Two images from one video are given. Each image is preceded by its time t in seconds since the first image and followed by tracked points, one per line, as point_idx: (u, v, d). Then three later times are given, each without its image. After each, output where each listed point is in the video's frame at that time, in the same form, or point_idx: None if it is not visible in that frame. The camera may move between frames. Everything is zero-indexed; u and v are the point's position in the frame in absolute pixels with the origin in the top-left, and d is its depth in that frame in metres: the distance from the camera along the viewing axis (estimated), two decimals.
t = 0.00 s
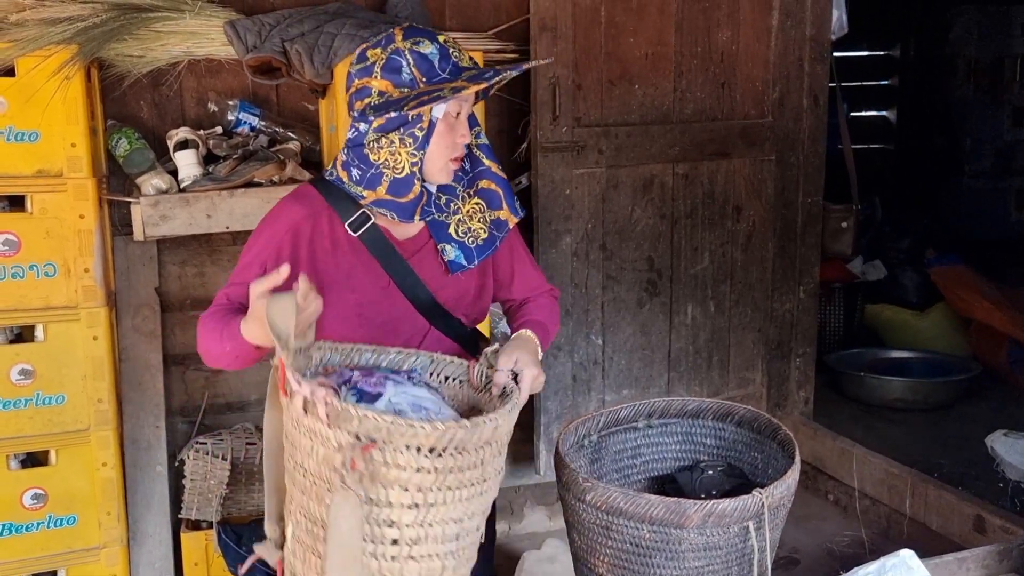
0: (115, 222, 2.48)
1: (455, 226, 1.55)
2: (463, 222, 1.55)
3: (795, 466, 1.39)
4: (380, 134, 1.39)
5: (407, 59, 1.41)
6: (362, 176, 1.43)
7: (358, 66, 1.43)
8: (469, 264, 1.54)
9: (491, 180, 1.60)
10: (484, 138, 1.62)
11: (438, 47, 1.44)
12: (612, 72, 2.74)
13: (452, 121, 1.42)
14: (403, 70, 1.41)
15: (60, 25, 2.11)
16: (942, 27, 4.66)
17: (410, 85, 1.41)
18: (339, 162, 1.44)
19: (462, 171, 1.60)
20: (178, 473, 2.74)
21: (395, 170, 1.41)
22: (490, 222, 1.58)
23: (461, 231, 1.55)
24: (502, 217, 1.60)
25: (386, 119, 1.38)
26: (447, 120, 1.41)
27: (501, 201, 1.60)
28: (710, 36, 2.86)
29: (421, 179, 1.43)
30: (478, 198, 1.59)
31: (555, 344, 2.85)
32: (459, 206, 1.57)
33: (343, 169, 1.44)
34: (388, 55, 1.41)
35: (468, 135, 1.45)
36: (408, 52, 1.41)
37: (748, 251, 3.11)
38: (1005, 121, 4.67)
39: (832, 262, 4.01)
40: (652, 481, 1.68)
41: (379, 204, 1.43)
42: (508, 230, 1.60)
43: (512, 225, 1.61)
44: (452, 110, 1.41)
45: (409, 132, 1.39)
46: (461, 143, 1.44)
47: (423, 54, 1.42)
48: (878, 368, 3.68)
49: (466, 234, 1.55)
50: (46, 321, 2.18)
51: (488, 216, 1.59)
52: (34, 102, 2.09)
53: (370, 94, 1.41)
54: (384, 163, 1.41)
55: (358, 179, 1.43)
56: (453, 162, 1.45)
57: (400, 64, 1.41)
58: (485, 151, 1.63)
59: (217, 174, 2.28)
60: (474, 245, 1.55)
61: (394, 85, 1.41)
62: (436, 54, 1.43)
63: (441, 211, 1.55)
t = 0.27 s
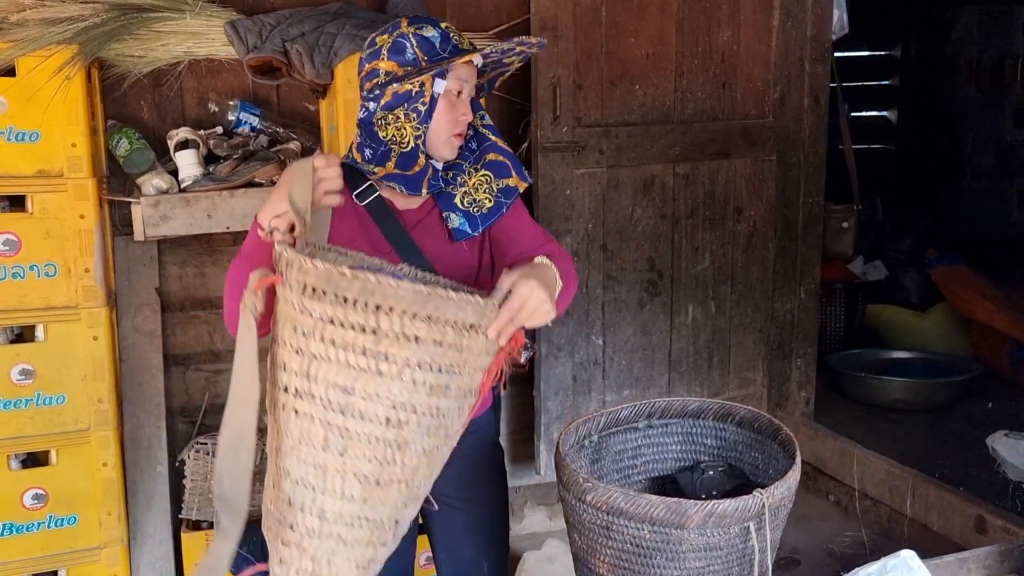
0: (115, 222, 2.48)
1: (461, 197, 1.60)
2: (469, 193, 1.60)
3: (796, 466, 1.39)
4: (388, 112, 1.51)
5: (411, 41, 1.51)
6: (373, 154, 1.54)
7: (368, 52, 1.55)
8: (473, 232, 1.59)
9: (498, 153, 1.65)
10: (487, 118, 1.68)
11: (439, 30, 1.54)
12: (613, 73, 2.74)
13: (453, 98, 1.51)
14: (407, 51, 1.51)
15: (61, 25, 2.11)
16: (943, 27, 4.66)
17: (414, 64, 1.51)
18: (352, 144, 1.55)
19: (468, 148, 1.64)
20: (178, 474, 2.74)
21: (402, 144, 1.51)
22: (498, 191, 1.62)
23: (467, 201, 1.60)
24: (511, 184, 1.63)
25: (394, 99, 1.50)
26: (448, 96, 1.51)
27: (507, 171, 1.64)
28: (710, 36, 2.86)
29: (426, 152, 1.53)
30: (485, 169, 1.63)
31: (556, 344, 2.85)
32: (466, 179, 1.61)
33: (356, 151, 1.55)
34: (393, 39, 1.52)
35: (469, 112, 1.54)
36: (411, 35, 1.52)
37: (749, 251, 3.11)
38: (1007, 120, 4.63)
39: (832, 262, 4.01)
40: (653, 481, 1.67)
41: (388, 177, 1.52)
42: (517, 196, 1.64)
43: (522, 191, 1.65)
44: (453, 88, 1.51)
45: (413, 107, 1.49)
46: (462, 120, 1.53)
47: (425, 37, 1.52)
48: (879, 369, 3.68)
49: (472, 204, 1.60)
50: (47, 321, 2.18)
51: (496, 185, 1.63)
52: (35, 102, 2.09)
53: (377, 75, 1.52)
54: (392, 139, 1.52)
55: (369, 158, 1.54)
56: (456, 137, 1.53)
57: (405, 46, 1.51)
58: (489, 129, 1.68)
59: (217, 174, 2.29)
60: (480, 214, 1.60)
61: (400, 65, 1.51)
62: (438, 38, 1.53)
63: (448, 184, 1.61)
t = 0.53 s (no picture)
0: (117, 224, 2.48)
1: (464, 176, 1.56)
2: (471, 171, 1.55)
3: (798, 470, 1.39)
4: (405, 108, 1.56)
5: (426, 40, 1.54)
6: (393, 151, 1.61)
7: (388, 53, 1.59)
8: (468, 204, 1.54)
9: (507, 141, 1.57)
10: (503, 114, 1.64)
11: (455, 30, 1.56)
12: (615, 75, 2.74)
13: (466, 93, 1.55)
14: (422, 48, 1.53)
15: (63, 27, 2.10)
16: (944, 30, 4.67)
17: (427, 61, 1.53)
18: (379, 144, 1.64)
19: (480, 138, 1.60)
20: (180, 476, 2.74)
21: (416, 138, 1.56)
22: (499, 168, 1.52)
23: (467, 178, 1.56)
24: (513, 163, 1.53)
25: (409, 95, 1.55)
26: (461, 90, 1.54)
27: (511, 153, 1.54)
28: (712, 39, 2.86)
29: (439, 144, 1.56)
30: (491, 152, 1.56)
31: (558, 346, 2.85)
32: (472, 164, 1.56)
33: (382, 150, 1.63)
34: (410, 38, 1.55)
35: (483, 107, 1.56)
36: (426, 34, 1.54)
37: (751, 254, 3.10)
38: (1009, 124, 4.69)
39: (835, 265, 4.00)
40: (654, 484, 1.67)
41: (404, 169, 1.59)
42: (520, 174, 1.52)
43: (524, 172, 1.53)
44: (466, 84, 1.55)
45: (426, 101, 1.53)
46: (475, 114, 1.55)
47: (439, 36, 1.54)
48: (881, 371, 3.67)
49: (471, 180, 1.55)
50: (49, 323, 2.18)
51: (498, 164, 1.53)
52: (37, 104, 2.09)
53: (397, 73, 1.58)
54: (408, 134, 1.57)
55: (390, 154, 1.62)
56: (469, 132, 1.55)
57: (420, 43, 1.53)
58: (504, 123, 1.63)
59: (219, 176, 2.29)
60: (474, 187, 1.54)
61: (414, 62, 1.54)
62: (452, 37, 1.55)
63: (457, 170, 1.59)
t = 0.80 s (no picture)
0: (121, 230, 2.49)
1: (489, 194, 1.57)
2: (497, 190, 1.57)
3: (799, 477, 1.40)
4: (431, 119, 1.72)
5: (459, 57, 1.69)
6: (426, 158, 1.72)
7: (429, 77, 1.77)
8: (489, 223, 1.56)
9: (540, 163, 1.59)
10: (541, 134, 1.66)
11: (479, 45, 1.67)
12: (616, 82, 2.75)
13: (473, 103, 1.61)
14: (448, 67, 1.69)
15: (68, 35, 2.13)
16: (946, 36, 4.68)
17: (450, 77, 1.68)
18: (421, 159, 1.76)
19: (512, 158, 1.62)
20: (182, 481, 2.75)
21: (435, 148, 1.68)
22: (523, 190, 1.54)
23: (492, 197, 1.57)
24: (537, 186, 1.55)
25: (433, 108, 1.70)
26: (468, 101, 1.62)
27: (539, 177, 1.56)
28: (713, 46, 2.87)
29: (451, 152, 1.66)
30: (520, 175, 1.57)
31: (559, 352, 2.85)
32: (499, 182, 1.58)
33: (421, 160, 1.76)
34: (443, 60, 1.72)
35: (496, 119, 1.59)
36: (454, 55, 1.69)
37: (752, 260, 3.11)
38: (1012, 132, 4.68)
39: (836, 271, 4.01)
40: (655, 491, 1.67)
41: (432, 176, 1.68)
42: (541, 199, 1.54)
43: (546, 198, 1.54)
44: (475, 94, 1.61)
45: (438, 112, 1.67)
46: (482, 125, 1.59)
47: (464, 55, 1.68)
48: (882, 377, 3.68)
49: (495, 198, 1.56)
50: (53, 329, 2.19)
51: (523, 185, 1.55)
52: (42, 111, 2.10)
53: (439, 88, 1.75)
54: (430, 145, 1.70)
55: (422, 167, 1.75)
56: (478, 142, 1.60)
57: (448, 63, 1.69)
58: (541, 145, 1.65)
59: (223, 182, 2.30)
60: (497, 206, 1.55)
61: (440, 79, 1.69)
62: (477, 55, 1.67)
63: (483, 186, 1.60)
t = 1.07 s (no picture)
0: (124, 241, 2.50)
1: (526, 223, 1.62)
2: (535, 222, 1.62)
3: (800, 488, 1.40)
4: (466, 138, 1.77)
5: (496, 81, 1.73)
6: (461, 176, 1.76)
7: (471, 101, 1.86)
8: (525, 253, 1.60)
9: (575, 201, 1.66)
10: (571, 166, 1.70)
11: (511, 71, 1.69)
12: (617, 92, 2.76)
13: (494, 132, 1.64)
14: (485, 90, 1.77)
15: (71, 48, 2.15)
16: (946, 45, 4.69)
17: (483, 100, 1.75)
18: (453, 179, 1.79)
19: (545, 189, 1.68)
20: (184, 491, 2.75)
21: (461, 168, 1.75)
22: (562, 230, 1.61)
23: (529, 227, 1.61)
24: (575, 229, 1.61)
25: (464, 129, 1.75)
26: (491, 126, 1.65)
27: (575, 216, 1.63)
28: (713, 56, 2.89)
29: (474, 175, 1.71)
30: (555, 209, 1.63)
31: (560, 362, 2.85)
32: (532, 212, 1.63)
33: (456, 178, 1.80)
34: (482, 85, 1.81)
35: (514, 148, 1.63)
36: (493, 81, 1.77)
37: (753, 269, 3.12)
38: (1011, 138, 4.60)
39: (837, 279, 4.01)
40: (657, 501, 1.67)
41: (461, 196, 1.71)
42: (577, 241, 1.61)
43: (582, 240, 1.62)
44: (496, 122, 1.64)
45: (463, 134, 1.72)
46: (500, 153, 1.63)
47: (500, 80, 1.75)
48: (884, 386, 3.68)
49: (533, 230, 1.61)
50: (56, 340, 2.20)
51: (561, 225, 1.61)
52: (46, 124, 2.11)
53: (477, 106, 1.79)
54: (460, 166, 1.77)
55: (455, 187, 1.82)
56: (497, 169, 1.64)
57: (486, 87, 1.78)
58: (572, 177, 1.70)
59: (226, 194, 2.31)
60: (536, 239, 1.60)
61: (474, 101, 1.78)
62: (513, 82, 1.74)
63: (518, 212, 1.64)
